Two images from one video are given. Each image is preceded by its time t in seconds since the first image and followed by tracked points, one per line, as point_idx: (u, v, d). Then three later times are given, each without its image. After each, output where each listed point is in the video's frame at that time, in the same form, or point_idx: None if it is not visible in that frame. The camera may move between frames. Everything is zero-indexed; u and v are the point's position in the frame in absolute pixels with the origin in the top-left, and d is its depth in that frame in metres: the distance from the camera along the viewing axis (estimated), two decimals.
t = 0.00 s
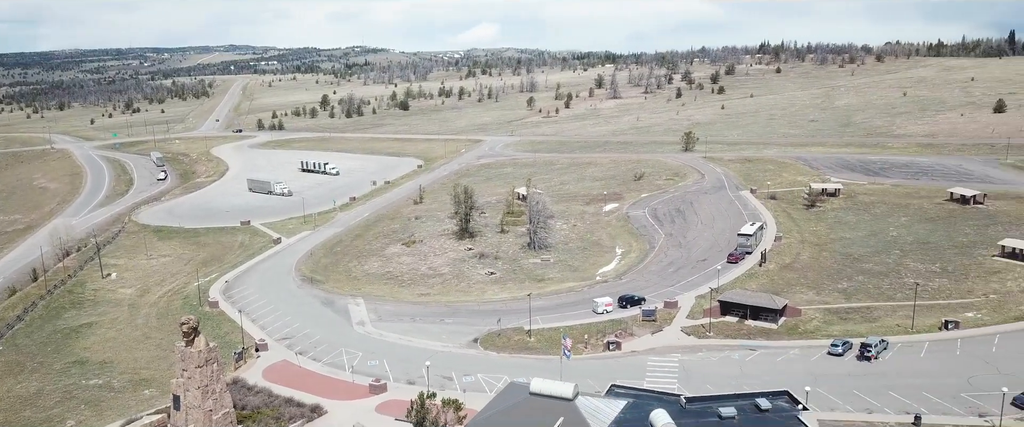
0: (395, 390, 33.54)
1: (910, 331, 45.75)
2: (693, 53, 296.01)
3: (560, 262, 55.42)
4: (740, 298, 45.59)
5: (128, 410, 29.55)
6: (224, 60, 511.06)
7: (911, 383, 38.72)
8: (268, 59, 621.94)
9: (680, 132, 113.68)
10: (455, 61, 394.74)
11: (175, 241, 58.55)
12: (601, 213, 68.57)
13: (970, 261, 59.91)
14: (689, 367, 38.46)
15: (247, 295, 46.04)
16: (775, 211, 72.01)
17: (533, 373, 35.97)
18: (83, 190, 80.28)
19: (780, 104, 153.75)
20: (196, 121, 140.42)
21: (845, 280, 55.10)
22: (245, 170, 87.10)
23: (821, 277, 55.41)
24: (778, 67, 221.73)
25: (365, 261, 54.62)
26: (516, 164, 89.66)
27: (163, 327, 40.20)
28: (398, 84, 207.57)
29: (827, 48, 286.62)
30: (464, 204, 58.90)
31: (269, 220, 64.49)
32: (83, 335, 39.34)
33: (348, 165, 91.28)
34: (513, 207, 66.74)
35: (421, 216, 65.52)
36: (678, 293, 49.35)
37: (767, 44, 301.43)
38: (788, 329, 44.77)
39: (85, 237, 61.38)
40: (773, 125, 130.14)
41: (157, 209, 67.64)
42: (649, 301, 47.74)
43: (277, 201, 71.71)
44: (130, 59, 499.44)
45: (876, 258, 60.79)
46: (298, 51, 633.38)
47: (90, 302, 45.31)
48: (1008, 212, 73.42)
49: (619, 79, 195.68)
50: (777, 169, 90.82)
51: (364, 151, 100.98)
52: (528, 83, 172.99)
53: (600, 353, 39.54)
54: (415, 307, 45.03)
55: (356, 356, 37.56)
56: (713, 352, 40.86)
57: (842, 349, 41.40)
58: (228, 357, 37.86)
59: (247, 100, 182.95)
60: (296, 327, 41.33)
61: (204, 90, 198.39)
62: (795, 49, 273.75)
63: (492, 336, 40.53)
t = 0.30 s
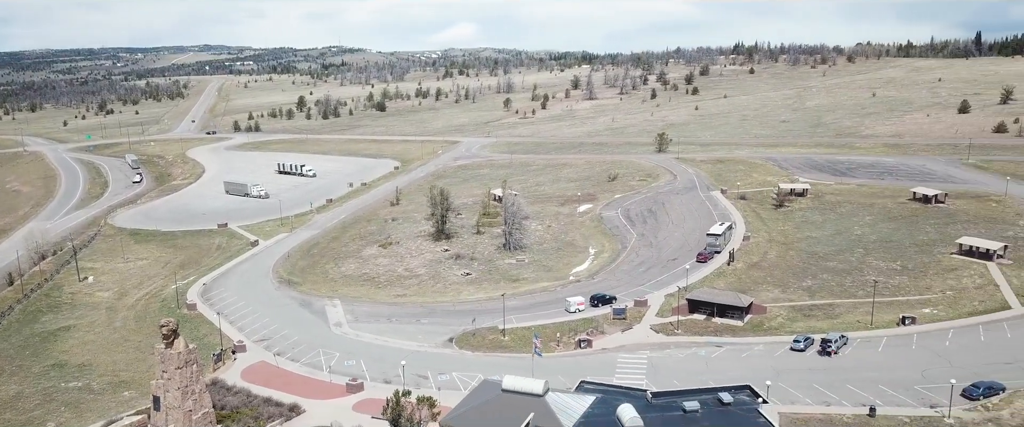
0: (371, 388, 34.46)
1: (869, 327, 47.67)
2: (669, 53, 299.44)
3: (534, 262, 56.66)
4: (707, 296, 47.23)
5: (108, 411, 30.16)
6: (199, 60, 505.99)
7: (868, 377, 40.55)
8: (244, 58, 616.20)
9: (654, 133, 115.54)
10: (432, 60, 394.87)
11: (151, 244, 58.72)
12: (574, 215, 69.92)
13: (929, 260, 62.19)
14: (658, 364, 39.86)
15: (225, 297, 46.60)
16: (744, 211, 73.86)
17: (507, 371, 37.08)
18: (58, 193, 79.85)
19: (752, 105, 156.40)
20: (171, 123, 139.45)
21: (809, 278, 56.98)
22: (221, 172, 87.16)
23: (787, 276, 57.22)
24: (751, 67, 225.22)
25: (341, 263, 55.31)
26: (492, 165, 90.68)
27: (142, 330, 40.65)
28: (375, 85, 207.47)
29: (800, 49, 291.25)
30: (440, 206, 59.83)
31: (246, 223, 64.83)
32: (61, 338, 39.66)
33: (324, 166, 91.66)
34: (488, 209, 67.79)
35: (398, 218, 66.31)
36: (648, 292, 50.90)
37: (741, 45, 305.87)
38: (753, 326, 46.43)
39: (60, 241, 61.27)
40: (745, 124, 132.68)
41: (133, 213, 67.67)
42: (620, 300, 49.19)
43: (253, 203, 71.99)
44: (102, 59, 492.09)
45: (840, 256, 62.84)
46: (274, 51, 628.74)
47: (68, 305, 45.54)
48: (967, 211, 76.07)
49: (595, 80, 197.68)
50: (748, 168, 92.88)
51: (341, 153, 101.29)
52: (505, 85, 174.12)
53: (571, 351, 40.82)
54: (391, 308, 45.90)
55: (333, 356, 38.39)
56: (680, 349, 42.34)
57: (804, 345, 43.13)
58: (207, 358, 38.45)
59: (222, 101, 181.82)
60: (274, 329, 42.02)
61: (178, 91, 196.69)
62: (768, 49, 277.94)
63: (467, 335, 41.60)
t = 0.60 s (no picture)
0: (345, 388, 35.35)
1: (827, 323, 49.66)
2: (641, 54, 302.77)
3: (506, 263, 57.88)
4: (673, 295, 48.94)
5: (84, 414, 30.68)
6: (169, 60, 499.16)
7: (825, 370, 42.41)
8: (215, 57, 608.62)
9: (625, 133, 117.35)
10: (407, 60, 394.38)
11: (124, 248, 58.72)
12: (546, 216, 71.26)
13: (887, 257, 64.57)
14: (624, 360, 41.34)
15: (199, 300, 47.03)
16: (711, 210, 75.80)
17: (478, 369, 38.18)
18: (27, 196, 79.08)
19: (721, 105, 159.13)
20: (141, 125, 138.06)
21: (772, 276, 58.95)
22: (194, 175, 86.95)
23: (750, 274, 59.13)
24: (721, 68, 228.76)
25: (315, 265, 55.93)
26: (465, 166, 91.62)
27: (116, 333, 40.99)
28: (349, 86, 206.97)
29: (769, 49, 296.21)
30: (413, 208, 60.70)
31: (220, 226, 65.04)
32: (34, 342, 39.86)
33: (298, 168, 91.87)
34: (462, 210, 68.80)
35: (372, 220, 66.96)
36: (616, 291, 52.51)
37: (712, 46, 310.30)
38: (716, 322, 48.15)
39: (31, 245, 60.95)
40: (714, 124, 135.19)
41: (104, 216, 67.47)
42: (589, 300, 50.64)
43: (227, 206, 72.13)
44: (68, 59, 482.65)
45: (802, 254, 64.98)
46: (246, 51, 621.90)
47: (40, 310, 45.61)
48: (925, 209, 78.90)
49: (568, 81, 199.43)
50: (716, 168, 95.00)
51: (314, 154, 101.42)
52: (479, 85, 175.00)
53: (541, 349, 42.11)
54: (365, 309, 46.76)
55: (307, 357, 39.17)
56: (646, 346, 43.86)
57: (765, 341, 44.86)
58: (181, 361, 38.97)
59: (194, 102, 180.11)
60: (248, 331, 42.64)
61: (148, 92, 194.30)
62: (738, 49, 282.36)
63: (439, 335, 42.64)
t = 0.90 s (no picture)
0: (317, 388, 36.17)
1: (785, 318, 51.71)
2: (612, 55, 306.02)
3: (476, 263, 59.07)
4: (638, 293, 50.63)
5: (58, 417, 31.13)
6: (135, 59, 490.21)
7: (781, 364, 44.32)
8: (183, 56, 599.23)
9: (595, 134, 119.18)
10: (378, 60, 393.03)
11: (93, 252, 58.58)
12: (516, 217, 72.54)
13: (844, 254, 67.03)
14: (589, 357, 42.75)
15: (170, 304, 47.35)
16: (677, 210, 77.76)
17: (447, 368, 39.27)
18: None
19: (689, 105, 161.87)
20: (108, 127, 136.26)
21: (734, 274, 60.95)
22: (163, 178, 86.55)
23: (713, 272, 61.08)
24: (689, 69, 232.42)
25: (287, 267, 56.47)
26: (436, 168, 92.51)
27: (88, 338, 41.23)
28: (319, 87, 206.12)
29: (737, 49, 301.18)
30: (384, 210, 61.52)
31: (190, 229, 65.11)
32: (4, 348, 39.97)
33: (269, 170, 91.90)
34: (432, 212, 69.75)
35: (343, 222, 67.58)
36: (583, 290, 54.08)
37: (680, 46, 314.75)
38: (679, 320, 49.88)
39: None
40: (682, 124, 137.80)
41: (72, 221, 67.11)
42: (557, 299, 52.07)
43: (197, 209, 72.10)
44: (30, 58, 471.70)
45: (763, 252, 67.16)
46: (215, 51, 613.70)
47: (9, 315, 45.58)
48: (881, 207, 81.81)
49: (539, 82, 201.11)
50: (682, 168, 97.18)
51: (285, 156, 101.39)
52: (450, 86, 175.71)
53: (509, 347, 43.35)
54: (336, 311, 47.56)
55: (279, 359, 39.88)
56: (611, 343, 45.36)
57: (725, 337, 46.65)
58: (154, 364, 39.41)
59: (162, 104, 178.00)
60: (220, 333, 43.15)
61: (115, 94, 191.47)
62: (706, 50, 286.58)
63: (410, 335, 43.64)
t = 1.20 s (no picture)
0: (289, 389, 36.95)
1: (747, 315, 53.59)
2: (584, 55, 308.50)
3: (448, 264, 60.14)
4: (605, 292, 52.27)
5: (32, 420, 31.58)
6: (101, 59, 481.38)
7: (741, 359, 46.12)
8: (151, 55, 589.54)
9: (566, 135, 120.73)
10: (351, 60, 391.23)
11: (64, 256, 58.46)
12: (487, 218, 73.73)
13: (805, 251, 69.30)
14: (557, 355, 44.09)
15: (143, 307, 47.65)
16: (645, 210, 79.56)
17: (418, 367, 40.28)
18: None
19: (660, 106, 164.39)
20: (74, 129, 134.48)
21: (698, 272, 62.81)
22: (133, 181, 86.08)
23: (679, 271, 62.85)
24: (660, 69, 235.56)
25: (259, 270, 56.94)
26: (409, 169, 93.19)
27: (60, 343, 41.47)
28: (291, 87, 205.04)
29: (707, 50, 305.53)
30: (356, 213, 62.25)
31: (162, 232, 65.15)
32: None
33: (240, 173, 91.81)
34: (405, 213, 70.59)
35: (316, 224, 68.06)
36: (552, 290, 55.50)
37: (651, 46, 318.51)
38: (645, 317, 51.55)
39: None
40: (652, 125, 140.09)
41: (41, 225, 66.72)
42: (526, 299, 53.42)
43: (168, 212, 72.03)
44: None
45: (727, 250, 69.21)
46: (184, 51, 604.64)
47: None
48: (843, 206, 84.47)
49: (512, 82, 202.36)
50: (652, 168, 99.08)
51: (257, 158, 101.26)
52: (423, 87, 176.10)
53: (480, 346, 44.54)
54: (309, 312, 48.28)
55: (252, 360, 40.57)
56: (579, 341, 46.78)
57: (688, 333, 48.33)
58: (127, 366, 39.85)
59: (130, 105, 175.77)
60: (193, 336, 43.63)
61: (81, 95, 188.52)
62: (677, 50, 290.35)
63: (382, 336, 44.57)
